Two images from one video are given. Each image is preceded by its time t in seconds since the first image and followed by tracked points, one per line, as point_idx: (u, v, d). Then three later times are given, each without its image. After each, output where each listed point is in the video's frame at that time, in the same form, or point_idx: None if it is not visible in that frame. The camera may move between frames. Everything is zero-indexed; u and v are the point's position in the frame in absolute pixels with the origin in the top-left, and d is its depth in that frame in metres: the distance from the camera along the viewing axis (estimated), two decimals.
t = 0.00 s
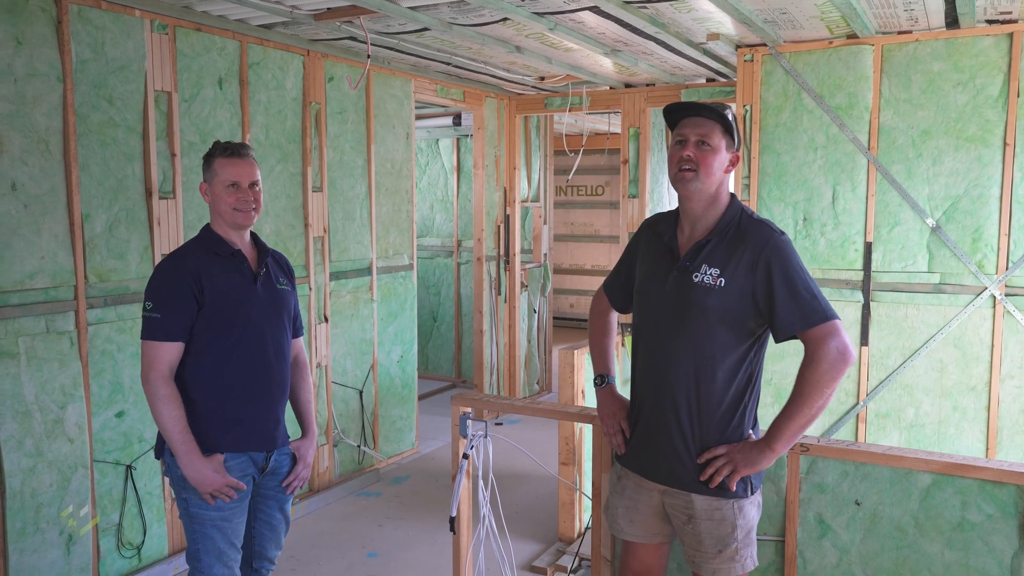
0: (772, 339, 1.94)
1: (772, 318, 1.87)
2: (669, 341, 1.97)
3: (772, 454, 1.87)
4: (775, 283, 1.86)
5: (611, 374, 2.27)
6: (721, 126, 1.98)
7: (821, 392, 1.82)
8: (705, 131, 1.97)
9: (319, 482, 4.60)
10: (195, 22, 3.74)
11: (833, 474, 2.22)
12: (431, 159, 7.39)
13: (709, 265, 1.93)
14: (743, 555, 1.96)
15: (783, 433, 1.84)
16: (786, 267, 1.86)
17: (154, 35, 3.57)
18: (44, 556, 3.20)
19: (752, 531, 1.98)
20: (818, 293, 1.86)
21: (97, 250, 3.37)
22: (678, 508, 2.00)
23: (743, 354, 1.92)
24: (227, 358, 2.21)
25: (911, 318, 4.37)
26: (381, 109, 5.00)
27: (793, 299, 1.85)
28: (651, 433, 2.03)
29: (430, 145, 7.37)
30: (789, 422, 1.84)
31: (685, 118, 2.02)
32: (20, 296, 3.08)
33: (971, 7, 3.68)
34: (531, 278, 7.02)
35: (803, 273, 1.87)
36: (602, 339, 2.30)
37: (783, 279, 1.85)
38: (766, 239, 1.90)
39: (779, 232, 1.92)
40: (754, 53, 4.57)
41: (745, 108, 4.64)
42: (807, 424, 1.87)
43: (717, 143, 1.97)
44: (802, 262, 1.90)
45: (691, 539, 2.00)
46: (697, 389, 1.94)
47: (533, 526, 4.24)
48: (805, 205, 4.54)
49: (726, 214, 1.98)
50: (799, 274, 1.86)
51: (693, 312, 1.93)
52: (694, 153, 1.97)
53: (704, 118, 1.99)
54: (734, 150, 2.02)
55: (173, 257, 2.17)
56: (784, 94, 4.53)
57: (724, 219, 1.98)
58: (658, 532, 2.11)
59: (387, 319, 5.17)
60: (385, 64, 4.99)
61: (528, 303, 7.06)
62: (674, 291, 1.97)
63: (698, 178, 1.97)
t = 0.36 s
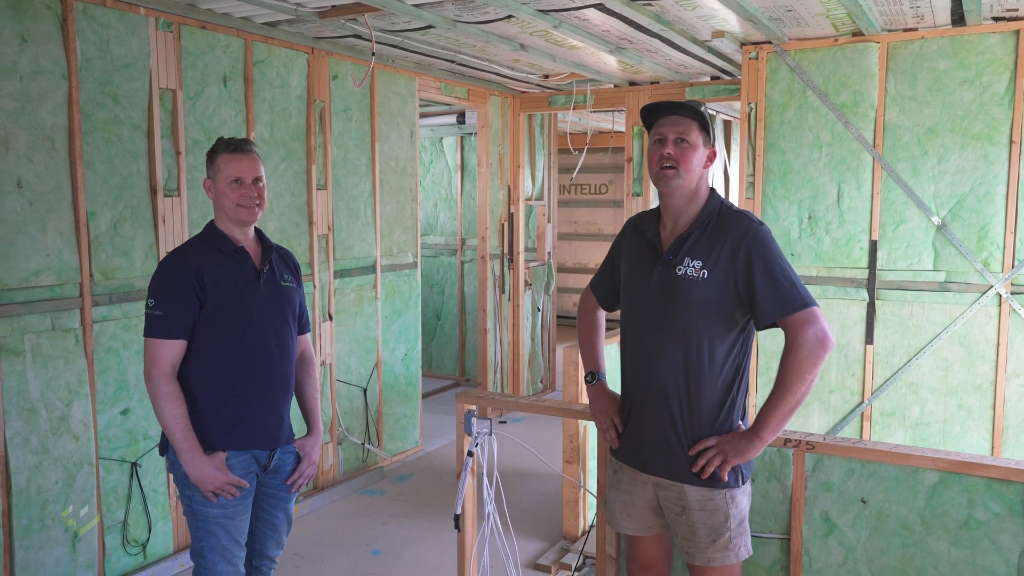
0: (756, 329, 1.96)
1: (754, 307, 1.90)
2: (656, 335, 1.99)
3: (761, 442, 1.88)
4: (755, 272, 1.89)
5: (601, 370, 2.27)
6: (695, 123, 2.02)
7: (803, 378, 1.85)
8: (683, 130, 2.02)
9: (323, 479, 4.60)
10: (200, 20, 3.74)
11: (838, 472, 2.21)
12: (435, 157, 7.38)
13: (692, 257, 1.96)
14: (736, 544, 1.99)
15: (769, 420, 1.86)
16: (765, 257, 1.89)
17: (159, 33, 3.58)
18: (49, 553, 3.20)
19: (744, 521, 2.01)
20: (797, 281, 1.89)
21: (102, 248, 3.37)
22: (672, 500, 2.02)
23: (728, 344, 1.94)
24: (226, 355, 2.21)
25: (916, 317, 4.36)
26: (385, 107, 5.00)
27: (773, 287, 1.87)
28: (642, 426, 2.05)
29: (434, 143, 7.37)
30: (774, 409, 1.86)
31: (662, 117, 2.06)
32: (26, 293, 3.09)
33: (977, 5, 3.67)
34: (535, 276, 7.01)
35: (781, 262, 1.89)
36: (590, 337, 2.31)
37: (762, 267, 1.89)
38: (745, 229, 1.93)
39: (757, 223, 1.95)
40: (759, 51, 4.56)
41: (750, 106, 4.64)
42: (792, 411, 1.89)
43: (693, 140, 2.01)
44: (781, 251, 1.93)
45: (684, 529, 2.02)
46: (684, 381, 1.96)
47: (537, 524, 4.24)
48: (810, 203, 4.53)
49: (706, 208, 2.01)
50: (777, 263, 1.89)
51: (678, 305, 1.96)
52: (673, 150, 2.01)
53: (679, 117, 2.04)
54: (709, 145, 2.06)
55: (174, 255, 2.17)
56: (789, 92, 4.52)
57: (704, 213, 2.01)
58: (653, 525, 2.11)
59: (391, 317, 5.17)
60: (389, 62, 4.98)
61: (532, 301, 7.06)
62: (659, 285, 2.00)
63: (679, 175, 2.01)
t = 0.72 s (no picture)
0: (750, 322, 1.96)
1: (746, 301, 1.89)
2: (651, 332, 1.99)
3: (756, 436, 1.89)
4: (746, 265, 1.89)
5: (596, 367, 2.29)
6: (682, 120, 2.02)
7: (796, 369, 1.84)
8: (671, 127, 2.01)
9: (328, 476, 4.61)
10: (206, 17, 3.75)
11: (846, 469, 2.21)
12: (439, 155, 7.38)
13: (685, 253, 1.96)
14: (733, 539, 1.99)
15: (764, 413, 1.86)
16: (755, 250, 1.89)
17: (165, 30, 3.58)
18: (56, 549, 3.21)
19: (741, 515, 2.00)
20: (788, 273, 1.88)
21: (109, 245, 3.38)
22: (670, 494, 2.02)
23: (722, 338, 1.94)
24: (241, 354, 2.21)
25: (922, 314, 4.34)
26: (390, 105, 5.00)
27: (764, 280, 1.87)
28: (639, 423, 2.05)
29: (439, 141, 7.36)
30: (769, 402, 1.86)
31: (650, 115, 2.06)
32: (33, 290, 3.09)
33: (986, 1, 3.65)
34: (540, 274, 7.00)
35: (772, 254, 1.89)
36: (587, 336, 2.32)
37: (753, 261, 1.88)
38: (736, 224, 1.93)
39: (746, 216, 1.95)
40: (765, 48, 4.55)
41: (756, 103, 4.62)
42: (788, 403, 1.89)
43: (681, 137, 2.01)
44: (772, 244, 1.93)
45: (682, 524, 2.02)
46: (681, 376, 1.96)
47: (542, 521, 4.24)
48: (816, 201, 4.52)
49: (697, 203, 2.01)
50: (767, 255, 1.89)
51: (672, 300, 1.96)
52: (662, 148, 2.00)
53: (665, 115, 2.03)
54: (697, 141, 2.06)
55: (183, 253, 2.17)
56: (795, 89, 4.51)
57: (695, 208, 2.01)
58: (653, 519, 2.11)
59: (396, 315, 5.17)
60: (395, 59, 4.98)
61: (536, 299, 7.05)
62: (654, 281, 2.00)
63: (668, 172, 2.00)
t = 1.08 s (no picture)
0: (750, 320, 1.96)
1: (746, 299, 1.89)
2: (652, 330, 2.00)
3: (755, 434, 1.89)
4: (747, 263, 1.89)
5: (598, 364, 2.29)
6: (682, 119, 2.02)
7: (795, 367, 1.84)
8: (671, 126, 2.01)
9: (334, 473, 4.62)
10: (211, 15, 3.75)
11: (851, 467, 2.21)
12: (444, 152, 7.38)
13: (686, 251, 1.96)
14: (731, 536, 1.99)
15: (763, 411, 1.86)
16: (755, 248, 1.89)
17: (171, 28, 3.58)
18: (63, 545, 3.22)
19: (739, 513, 2.01)
20: (788, 271, 1.88)
21: (115, 242, 3.39)
22: (669, 491, 2.02)
23: (722, 335, 1.94)
24: (251, 350, 2.22)
25: (928, 312, 4.33)
26: (395, 102, 5.00)
27: (764, 278, 1.87)
28: (639, 421, 2.05)
29: (443, 138, 7.37)
30: (768, 400, 1.86)
31: (651, 114, 2.06)
32: (40, 287, 3.11)
33: None
34: (544, 271, 7.00)
35: (772, 252, 1.89)
36: (588, 333, 2.32)
37: (753, 259, 1.88)
38: (737, 221, 1.93)
39: (748, 214, 1.95)
40: (770, 45, 4.54)
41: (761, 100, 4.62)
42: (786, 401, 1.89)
43: (681, 136, 2.01)
44: (773, 242, 1.92)
45: (680, 521, 2.02)
46: (681, 374, 1.96)
47: (546, 519, 4.24)
48: (821, 198, 4.51)
49: (699, 201, 2.01)
50: (768, 253, 1.88)
51: (673, 298, 1.96)
52: (662, 148, 2.00)
53: (665, 114, 2.03)
54: (698, 139, 2.05)
55: (192, 250, 2.17)
56: (800, 87, 4.50)
57: (696, 207, 2.01)
58: (653, 515, 2.12)
59: (401, 312, 5.18)
60: (400, 57, 4.98)
61: (541, 296, 7.05)
62: (655, 279, 2.00)
63: (668, 171, 2.00)
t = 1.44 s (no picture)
0: (750, 318, 1.96)
1: (746, 297, 1.89)
2: (652, 328, 2.00)
3: (755, 432, 1.88)
4: (747, 261, 1.89)
5: (601, 361, 2.28)
6: (682, 117, 2.02)
7: (794, 365, 1.85)
8: (670, 125, 2.01)
9: (336, 471, 4.63)
10: (214, 13, 3.76)
11: (853, 465, 2.21)
12: (447, 150, 7.39)
13: (686, 249, 1.96)
14: (732, 535, 1.99)
15: (763, 410, 1.86)
16: (755, 246, 1.89)
17: (174, 26, 3.59)
18: (67, 542, 3.24)
19: (741, 511, 2.01)
20: (788, 269, 1.88)
21: (118, 240, 3.40)
22: (670, 489, 2.03)
23: (722, 333, 1.94)
24: (253, 347, 2.23)
25: (931, 310, 4.33)
26: (398, 100, 5.01)
27: (764, 277, 1.87)
28: (641, 419, 2.05)
29: (446, 136, 7.37)
30: (768, 398, 1.86)
31: (649, 113, 2.06)
32: (44, 285, 3.12)
33: None
34: (547, 269, 7.00)
35: (772, 250, 1.89)
36: (593, 330, 2.33)
37: (753, 257, 1.88)
38: (737, 219, 1.93)
39: (748, 212, 1.95)
40: (773, 43, 4.54)
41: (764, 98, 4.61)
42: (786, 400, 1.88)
43: (681, 134, 2.01)
44: (773, 240, 1.92)
45: (682, 518, 2.02)
46: (682, 372, 1.96)
47: (549, 516, 4.25)
48: (824, 196, 4.51)
49: (699, 199, 2.01)
50: (767, 251, 1.88)
51: (673, 296, 1.96)
52: (661, 147, 2.00)
53: (664, 113, 2.03)
54: (699, 137, 2.05)
55: (194, 248, 2.18)
56: (803, 84, 4.49)
57: (697, 205, 2.01)
58: (655, 513, 2.12)
59: (404, 310, 5.18)
60: (402, 55, 4.98)
61: (544, 294, 7.05)
62: (656, 278, 2.00)
63: (667, 170, 2.01)
